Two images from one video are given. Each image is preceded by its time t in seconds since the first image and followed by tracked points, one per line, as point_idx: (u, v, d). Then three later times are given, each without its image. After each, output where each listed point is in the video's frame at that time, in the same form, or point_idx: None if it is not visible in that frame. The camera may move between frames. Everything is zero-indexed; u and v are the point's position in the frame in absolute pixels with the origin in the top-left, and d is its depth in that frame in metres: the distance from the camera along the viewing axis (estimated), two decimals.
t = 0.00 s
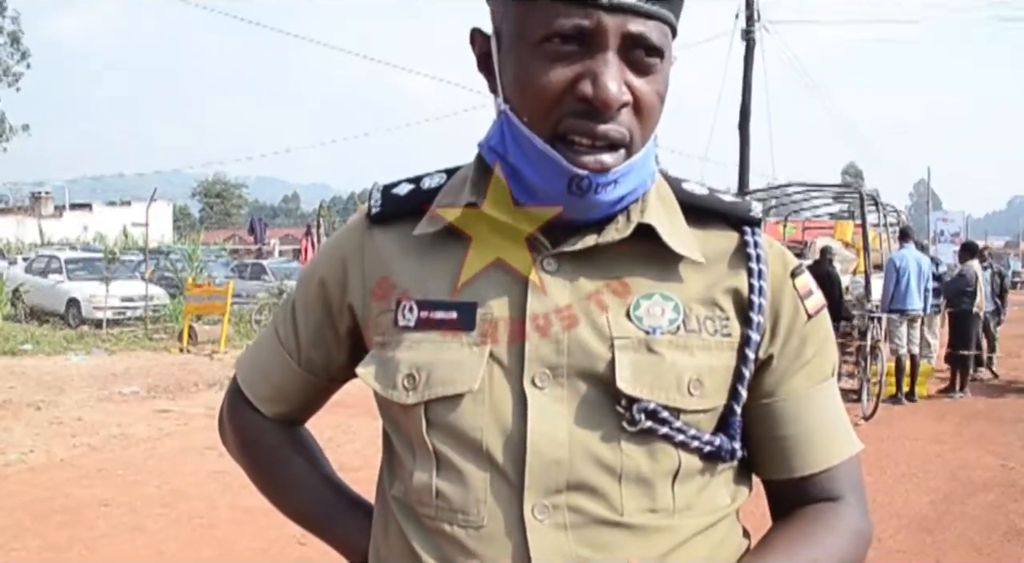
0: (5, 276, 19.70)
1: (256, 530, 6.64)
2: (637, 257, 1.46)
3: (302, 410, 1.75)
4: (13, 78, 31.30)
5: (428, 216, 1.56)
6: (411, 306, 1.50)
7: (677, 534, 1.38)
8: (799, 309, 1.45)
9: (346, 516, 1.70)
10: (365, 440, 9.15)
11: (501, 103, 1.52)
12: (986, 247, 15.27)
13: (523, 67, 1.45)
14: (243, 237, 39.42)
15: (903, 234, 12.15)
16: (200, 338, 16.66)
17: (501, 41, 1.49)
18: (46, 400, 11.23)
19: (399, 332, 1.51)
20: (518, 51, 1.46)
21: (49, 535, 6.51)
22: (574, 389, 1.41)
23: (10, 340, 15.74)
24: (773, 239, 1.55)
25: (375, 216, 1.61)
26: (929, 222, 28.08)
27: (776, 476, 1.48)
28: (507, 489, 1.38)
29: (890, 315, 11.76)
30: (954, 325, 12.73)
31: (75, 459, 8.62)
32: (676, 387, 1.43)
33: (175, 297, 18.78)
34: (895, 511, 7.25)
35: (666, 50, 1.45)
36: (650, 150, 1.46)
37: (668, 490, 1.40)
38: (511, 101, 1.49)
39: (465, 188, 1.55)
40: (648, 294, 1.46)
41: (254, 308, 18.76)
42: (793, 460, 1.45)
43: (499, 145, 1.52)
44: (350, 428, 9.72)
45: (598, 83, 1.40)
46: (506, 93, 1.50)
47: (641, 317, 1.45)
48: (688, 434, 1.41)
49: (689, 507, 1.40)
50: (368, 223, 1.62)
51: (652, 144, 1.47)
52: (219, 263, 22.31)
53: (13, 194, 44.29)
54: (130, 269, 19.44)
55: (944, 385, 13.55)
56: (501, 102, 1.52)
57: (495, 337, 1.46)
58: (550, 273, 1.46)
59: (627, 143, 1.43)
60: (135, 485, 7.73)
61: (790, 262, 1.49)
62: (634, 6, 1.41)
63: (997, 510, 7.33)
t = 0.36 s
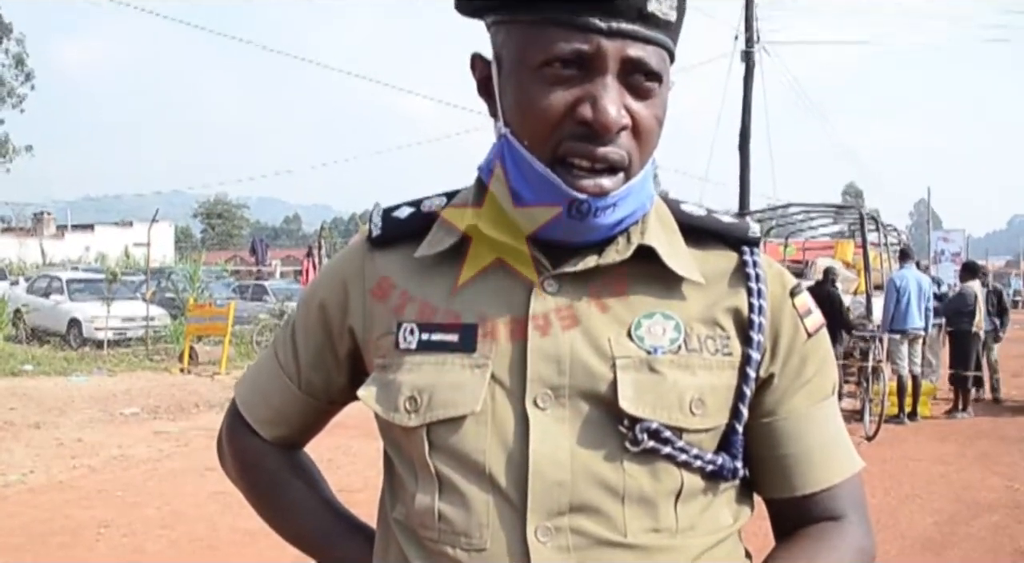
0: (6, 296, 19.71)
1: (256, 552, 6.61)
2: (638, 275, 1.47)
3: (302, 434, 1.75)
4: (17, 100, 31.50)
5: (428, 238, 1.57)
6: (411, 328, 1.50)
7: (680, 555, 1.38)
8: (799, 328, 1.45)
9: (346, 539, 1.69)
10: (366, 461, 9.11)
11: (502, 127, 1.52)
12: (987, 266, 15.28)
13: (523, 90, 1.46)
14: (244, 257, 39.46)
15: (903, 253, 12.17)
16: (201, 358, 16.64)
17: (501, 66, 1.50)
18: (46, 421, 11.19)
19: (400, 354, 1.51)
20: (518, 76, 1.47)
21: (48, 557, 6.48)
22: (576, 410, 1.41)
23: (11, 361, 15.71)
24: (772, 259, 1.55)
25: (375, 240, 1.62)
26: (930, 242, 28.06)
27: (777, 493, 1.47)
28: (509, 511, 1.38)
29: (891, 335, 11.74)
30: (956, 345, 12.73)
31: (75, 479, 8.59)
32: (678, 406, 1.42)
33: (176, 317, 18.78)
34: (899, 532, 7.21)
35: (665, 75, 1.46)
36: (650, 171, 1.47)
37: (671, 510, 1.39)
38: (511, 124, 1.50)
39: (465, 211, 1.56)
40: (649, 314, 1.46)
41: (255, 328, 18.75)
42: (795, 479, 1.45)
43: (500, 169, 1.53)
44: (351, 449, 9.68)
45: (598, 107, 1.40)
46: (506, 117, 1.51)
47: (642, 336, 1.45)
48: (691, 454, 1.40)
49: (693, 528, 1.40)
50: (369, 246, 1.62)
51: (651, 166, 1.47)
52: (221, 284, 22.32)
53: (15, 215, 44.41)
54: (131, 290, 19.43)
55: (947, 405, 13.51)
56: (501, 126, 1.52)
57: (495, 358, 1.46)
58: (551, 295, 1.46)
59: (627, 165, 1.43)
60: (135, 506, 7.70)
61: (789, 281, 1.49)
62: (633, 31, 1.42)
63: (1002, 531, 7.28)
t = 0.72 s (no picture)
0: (9, 314, 19.74)
1: None
2: (639, 297, 1.48)
3: (306, 454, 1.75)
4: (23, 120, 31.73)
5: (431, 262, 1.58)
6: (415, 348, 1.51)
7: None
8: (801, 351, 1.45)
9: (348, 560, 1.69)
10: (367, 480, 9.09)
11: (507, 146, 1.53)
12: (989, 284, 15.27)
13: (528, 111, 1.47)
14: (246, 276, 39.52)
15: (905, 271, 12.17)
16: (202, 377, 16.64)
17: (507, 86, 1.51)
18: (47, 440, 11.17)
19: (403, 375, 1.52)
20: (524, 96, 1.48)
21: None
22: (578, 430, 1.42)
23: (12, 379, 15.72)
24: (773, 281, 1.56)
25: (380, 262, 1.63)
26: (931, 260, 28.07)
27: (775, 516, 1.47)
28: (512, 532, 1.38)
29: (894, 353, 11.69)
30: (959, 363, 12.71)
31: (76, 499, 8.56)
32: (680, 428, 1.43)
33: (179, 336, 18.79)
34: (904, 551, 7.16)
35: (670, 97, 1.48)
36: (655, 192, 1.47)
37: (673, 532, 1.39)
38: (517, 143, 1.50)
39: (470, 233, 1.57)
40: (651, 336, 1.47)
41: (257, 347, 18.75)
42: (796, 501, 1.45)
43: (505, 188, 1.53)
44: (352, 468, 9.66)
45: (605, 127, 1.42)
46: (511, 137, 1.52)
47: (644, 358, 1.45)
48: (693, 475, 1.41)
49: (694, 549, 1.40)
50: (374, 268, 1.63)
51: (656, 187, 1.49)
52: (223, 302, 22.35)
53: (19, 233, 44.55)
54: (133, 308, 19.46)
55: (951, 423, 13.46)
56: (506, 145, 1.54)
57: (499, 379, 1.47)
58: (554, 317, 1.47)
59: (631, 186, 1.44)
60: (136, 525, 7.67)
61: (791, 304, 1.50)
62: (639, 53, 1.44)
63: (1007, 551, 7.23)
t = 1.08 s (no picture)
0: (9, 325, 19.73)
1: None
2: (637, 309, 1.49)
3: (305, 466, 1.75)
4: (24, 132, 31.81)
5: (432, 275, 1.58)
6: (416, 360, 1.51)
7: None
8: (800, 364, 1.46)
9: None
10: (367, 492, 9.06)
11: (509, 158, 1.54)
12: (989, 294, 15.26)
13: (529, 123, 1.48)
14: (246, 287, 39.53)
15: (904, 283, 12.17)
16: (202, 388, 16.63)
17: (509, 98, 1.52)
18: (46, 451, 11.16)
19: (404, 387, 1.52)
20: (525, 109, 1.49)
21: None
22: (578, 441, 1.42)
23: (11, 390, 15.70)
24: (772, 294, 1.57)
25: (381, 274, 1.63)
26: (931, 270, 28.08)
27: (773, 528, 1.48)
28: (511, 545, 1.38)
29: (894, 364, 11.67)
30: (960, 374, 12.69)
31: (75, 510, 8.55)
32: (679, 441, 1.43)
33: (178, 347, 18.78)
34: None
35: (671, 110, 1.49)
36: (654, 205, 1.49)
37: (674, 543, 1.40)
38: (518, 155, 1.51)
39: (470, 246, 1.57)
40: (650, 349, 1.47)
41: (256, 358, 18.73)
42: (796, 512, 1.45)
43: (505, 198, 1.54)
44: (351, 480, 9.64)
45: (607, 139, 1.43)
46: (513, 147, 1.53)
47: (644, 371, 1.46)
48: (692, 488, 1.41)
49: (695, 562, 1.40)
50: (375, 280, 1.64)
51: (656, 200, 1.49)
52: (222, 313, 22.34)
53: (19, 244, 44.57)
54: (133, 319, 19.45)
55: (952, 434, 13.43)
56: (507, 156, 1.54)
57: (499, 392, 1.47)
58: (554, 330, 1.48)
59: (632, 198, 1.45)
60: (135, 537, 7.65)
61: (788, 316, 1.50)
62: (641, 66, 1.45)
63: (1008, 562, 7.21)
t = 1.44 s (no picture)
0: (8, 334, 19.72)
1: None
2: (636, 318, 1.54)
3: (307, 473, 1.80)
4: (25, 141, 31.83)
5: (432, 286, 1.63)
6: (418, 371, 1.57)
7: None
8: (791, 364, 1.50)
9: None
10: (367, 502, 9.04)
11: (510, 169, 1.57)
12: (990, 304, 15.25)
13: (528, 135, 1.50)
14: (246, 297, 39.49)
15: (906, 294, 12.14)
16: (201, 399, 16.60)
17: (509, 110, 1.55)
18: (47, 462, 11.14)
19: (406, 397, 1.57)
20: (525, 120, 1.51)
21: None
22: (578, 450, 1.48)
23: (11, 400, 15.68)
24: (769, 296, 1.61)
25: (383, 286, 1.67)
26: (932, 280, 28.06)
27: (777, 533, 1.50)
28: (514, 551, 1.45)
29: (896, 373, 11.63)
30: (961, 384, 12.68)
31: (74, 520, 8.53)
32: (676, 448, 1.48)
33: (178, 358, 18.78)
34: None
35: (669, 120, 1.51)
36: (653, 214, 1.50)
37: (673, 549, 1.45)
38: (519, 166, 1.54)
39: (469, 258, 1.62)
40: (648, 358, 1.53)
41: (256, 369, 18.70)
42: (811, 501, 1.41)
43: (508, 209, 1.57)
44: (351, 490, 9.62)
45: (605, 148, 1.44)
46: (514, 159, 1.55)
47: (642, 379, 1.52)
48: (692, 493, 1.46)
49: None
50: (376, 291, 1.68)
51: (655, 209, 1.51)
52: (222, 323, 22.31)
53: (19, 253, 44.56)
54: (133, 329, 19.44)
55: (953, 445, 13.41)
56: (508, 168, 1.57)
57: (500, 403, 1.53)
58: (555, 339, 1.54)
59: (630, 209, 1.47)
60: (133, 547, 7.63)
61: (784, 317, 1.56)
62: (638, 75, 1.47)
63: None
